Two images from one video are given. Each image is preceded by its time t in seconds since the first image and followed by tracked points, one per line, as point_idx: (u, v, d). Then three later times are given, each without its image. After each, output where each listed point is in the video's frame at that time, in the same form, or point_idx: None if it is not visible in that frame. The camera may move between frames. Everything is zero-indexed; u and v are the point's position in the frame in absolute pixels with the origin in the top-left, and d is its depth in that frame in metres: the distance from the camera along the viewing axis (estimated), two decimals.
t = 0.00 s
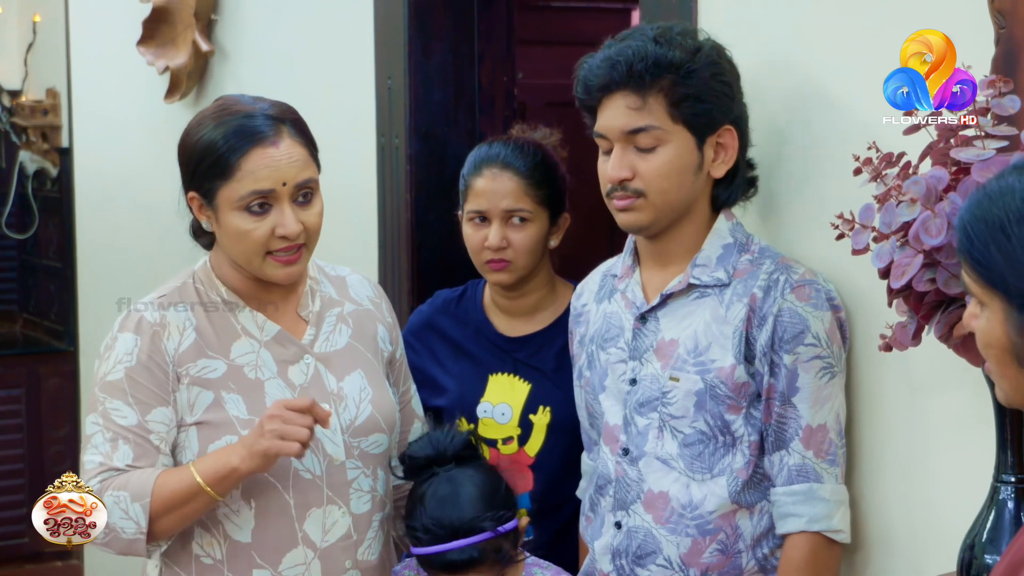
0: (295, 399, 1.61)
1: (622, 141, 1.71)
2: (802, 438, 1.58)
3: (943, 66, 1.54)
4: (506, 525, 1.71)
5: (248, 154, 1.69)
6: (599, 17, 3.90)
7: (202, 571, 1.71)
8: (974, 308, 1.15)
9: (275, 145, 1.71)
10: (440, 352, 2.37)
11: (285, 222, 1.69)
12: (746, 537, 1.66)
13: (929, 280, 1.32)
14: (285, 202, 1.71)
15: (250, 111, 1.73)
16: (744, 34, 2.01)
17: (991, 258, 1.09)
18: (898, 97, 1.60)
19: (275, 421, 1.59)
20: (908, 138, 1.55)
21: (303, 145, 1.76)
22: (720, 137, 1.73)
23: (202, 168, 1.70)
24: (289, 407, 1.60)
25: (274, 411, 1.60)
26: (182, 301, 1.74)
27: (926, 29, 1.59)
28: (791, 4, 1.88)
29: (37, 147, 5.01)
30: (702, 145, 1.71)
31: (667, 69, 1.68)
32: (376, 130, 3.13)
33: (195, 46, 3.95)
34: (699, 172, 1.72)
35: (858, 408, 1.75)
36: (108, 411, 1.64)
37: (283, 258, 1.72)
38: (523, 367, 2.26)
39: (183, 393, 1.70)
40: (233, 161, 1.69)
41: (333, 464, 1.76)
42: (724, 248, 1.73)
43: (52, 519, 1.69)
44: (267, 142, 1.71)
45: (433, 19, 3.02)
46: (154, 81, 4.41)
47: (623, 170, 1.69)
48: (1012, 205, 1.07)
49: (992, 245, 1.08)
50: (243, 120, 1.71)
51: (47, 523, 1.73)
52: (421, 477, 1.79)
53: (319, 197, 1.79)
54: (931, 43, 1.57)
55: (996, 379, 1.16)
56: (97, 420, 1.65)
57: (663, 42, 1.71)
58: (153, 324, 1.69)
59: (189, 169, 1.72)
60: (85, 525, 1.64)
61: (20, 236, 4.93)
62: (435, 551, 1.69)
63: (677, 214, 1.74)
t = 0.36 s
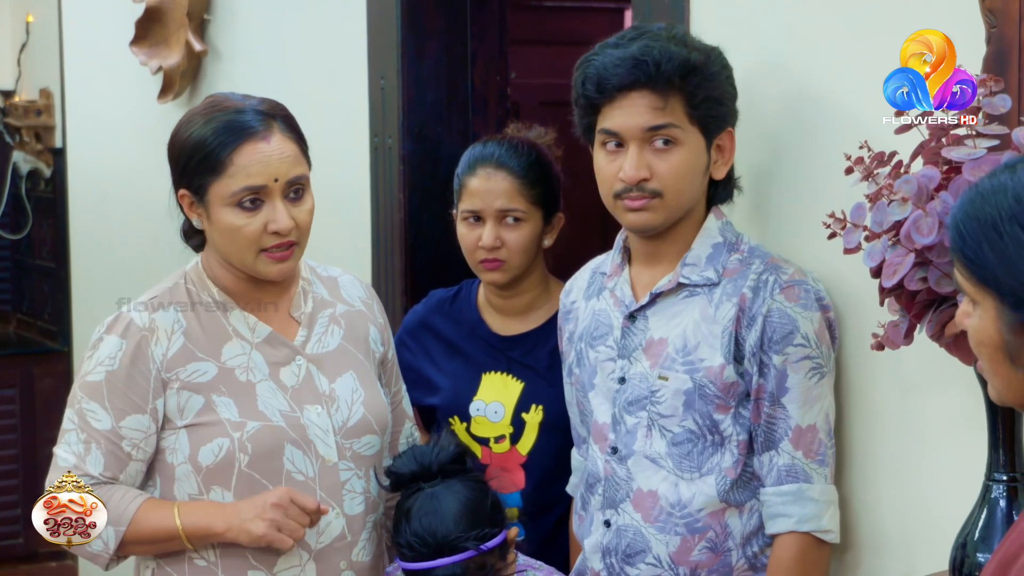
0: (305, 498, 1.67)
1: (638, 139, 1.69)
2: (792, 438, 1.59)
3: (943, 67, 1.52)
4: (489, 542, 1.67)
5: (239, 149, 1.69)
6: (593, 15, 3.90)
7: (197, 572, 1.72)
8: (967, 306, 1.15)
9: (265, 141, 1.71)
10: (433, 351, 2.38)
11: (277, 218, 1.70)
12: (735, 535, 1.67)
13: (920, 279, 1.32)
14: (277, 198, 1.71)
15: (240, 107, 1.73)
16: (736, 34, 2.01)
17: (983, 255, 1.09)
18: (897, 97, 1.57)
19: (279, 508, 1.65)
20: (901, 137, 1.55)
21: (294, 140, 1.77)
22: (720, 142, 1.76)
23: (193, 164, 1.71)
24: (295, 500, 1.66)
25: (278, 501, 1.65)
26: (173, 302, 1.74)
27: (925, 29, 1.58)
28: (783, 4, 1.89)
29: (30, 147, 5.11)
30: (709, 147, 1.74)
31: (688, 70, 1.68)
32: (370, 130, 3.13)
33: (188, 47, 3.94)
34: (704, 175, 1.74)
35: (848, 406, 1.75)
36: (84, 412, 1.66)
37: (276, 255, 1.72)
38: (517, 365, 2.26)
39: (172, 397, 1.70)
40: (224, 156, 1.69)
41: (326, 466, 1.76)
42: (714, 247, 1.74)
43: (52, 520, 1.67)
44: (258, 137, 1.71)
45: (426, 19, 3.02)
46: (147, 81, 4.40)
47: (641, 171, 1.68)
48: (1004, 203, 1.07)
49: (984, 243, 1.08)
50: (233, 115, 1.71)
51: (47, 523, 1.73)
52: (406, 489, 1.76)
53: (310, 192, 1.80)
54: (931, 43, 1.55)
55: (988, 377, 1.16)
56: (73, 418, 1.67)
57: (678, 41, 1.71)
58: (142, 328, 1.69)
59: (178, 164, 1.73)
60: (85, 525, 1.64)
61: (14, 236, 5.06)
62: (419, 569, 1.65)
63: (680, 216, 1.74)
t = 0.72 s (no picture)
0: (308, 500, 1.66)
1: (651, 138, 1.69)
2: (794, 436, 1.59)
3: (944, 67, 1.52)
4: (497, 546, 1.66)
5: (232, 147, 1.70)
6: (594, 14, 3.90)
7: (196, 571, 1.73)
8: (967, 304, 1.15)
9: (259, 137, 1.72)
10: (435, 350, 2.38)
11: (272, 214, 1.70)
12: (736, 531, 1.67)
13: (922, 277, 1.32)
14: (271, 194, 1.72)
15: (233, 104, 1.74)
16: (737, 32, 2.01)
17: (983, 252, 1.08)
18: (897, 96, 1.55)
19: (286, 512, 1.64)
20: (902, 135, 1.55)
21: (288, 136, 1.77)
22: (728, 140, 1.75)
23: (187, 162, 1.71)
24: (298, 503, 1.65)
25: (281, 504, 1.64)
26: (172, 301, 1.74)
27: (925, 29, 1.58)
28: (784, 3, 1.88)
29: (33, 146, 5.07)
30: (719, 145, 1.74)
31: (701, 68, 1.68)
32: (371, 129, 3.13)
33: (189, 46, 3.94)
34: (713, 175, 1.74)
35: (851, 402, 1.75)
36: (85, 411, 1.66)
37: (274, 251, 1.73)
38: (518, 364, 2.26)
39: (170, 396, 1.71)
40: (218, 153, 1.70)
41: (325, 464, 1.77)
42: (717, 244, 1.73)
43: (52, 520, 1.67)
44: (251, 133, 1.72)
45: (427, 18, 3.02)
46: (149, 80, 4.41)
47: (653, 169, 1.67)
48: (1005, 201, 1.07)
49: (985, 240, 1.08)
50: (227, 112, 1.72)
51: (46, 522, 1.73)
52: (422, 485, 1.77)
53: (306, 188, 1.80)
54: (931, 43, 1.55)
55: (989, 375, 1.16)
56: (74, 418, 1.67)
57: (692, 40, 1.71)
58: (141, 327, 1.69)
59: (173, 164, 1.73)
60: (85, 525, 1.65)
61: (17, 235, 5.03)
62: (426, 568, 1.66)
63: (688, 214, 1.74)
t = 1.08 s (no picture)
0: (313, 495, 1.66)
1: (653, 140, 1.70)
2: (796, 439, 1.60)
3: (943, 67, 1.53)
4: (492, 545, 1.66)
5: (232, 146, 1.70)
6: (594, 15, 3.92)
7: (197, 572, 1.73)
8: (966, 305, 1.16)
9: (259, 136, 1.72)
10: (435, 352, 2.38)
11: (273, 214, 1.70)
12: (738, 534, 1.67)
13: (920, 278, 1.33)
14: (273, 193, 1.72)
15: (233, 104, 1.75)
16: (736, 34, 2.01)
17: (983, 253, 1.09)
18: (897, 96, 1.57)
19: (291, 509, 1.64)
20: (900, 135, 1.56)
21: (288, 135, 1.77)
22: (731, 145, 1.76)
23: (188, 163, 1.72)
24: (303, 498, 1.65)
25: (286, 501, 1.64)
26: (174, 301, 1.74)
27: (924, 30, 1.58)
28: (783, 4, 1.89)
29: (32, 147, 5.06)
30: (721, 149, 1.74)
31: (704, 71, 1.68)
32: (371, 131, 3.14)
33: (188, 47, 3.95)
34: (715, 177, 1.74)
35: (852, 404, 1.75)
36: (87, 412, 1.67)
37: (275, 251, 1.73)
38: (517, 366, 2.26)
39: (173, 396, 1.71)
40: (219, 153, 1.70)
41: (326, 465, 1.77)
42: (720, 246, 1.74)
43: (52, 520, 1.67)
44: (251, 133, 1.72)
45: (427, 19, 3.03)
46: (148, 82, 4.41)
47: (653, 171, 1.68)
48: (1004, 202, 1.07)
49: (984, 241, 1.09)
50: (227, 112, 1.73)
51: (46, 523, 1.73)
52: (430, 478, 1.77)
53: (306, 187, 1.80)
54: (931, 43, 1.55)
55: (988, 375, 1.16)
56: (76, 419, 1.68)
57: (696, 43, 1.71)
58: (143, 327, 1.70)
59: (174, 165, 1.74)
60: (85, 525, 1.65)
61: (17, 236, 4.99)
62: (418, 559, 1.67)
63: (689, 216, 1.74)
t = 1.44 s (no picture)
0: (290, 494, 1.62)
1: (654, 139, 1.70)
2: (799, 441, 1.60)
3: (943, 67, 1.52)
4: (491, 535, 1.67)
5: (227, 143, 1.70)
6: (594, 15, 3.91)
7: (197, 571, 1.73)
8: (964, 304, 1.16)
9: (254, 133, 1.72)
10: (435, 351, 2.38)
11: (270, 210, 1.70)
12: (740, 535, 1.68)
13: (920, 277, 1.33)
14: (269, 189, 1.72)
15: (229, 102, 1.75)
16: (736, 34, 2.01)
17: (981, 252, 1.09)
18: (898, 96, 1.56)
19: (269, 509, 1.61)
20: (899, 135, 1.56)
21: (284, 131, 1.77)
22: (734, 146, 1.77)
23: (184, 161, 1.72)
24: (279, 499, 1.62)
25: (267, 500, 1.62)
26: (175, 300, 1.74)
27: (924, 30, 1.58)
28: (783, 5, 1.89)
29: (31, 147, 5.07)
30: (723, 150, 1.74)
31: (705, 70, 1.68)
32: (370, 130, 3.14)
33: (188, 47, 3.95)
34: (716, 177, 1.75)
35: (851, 406, 1.76)
36: (90, 410, 1.67)
37: (272, 250, 1.73)
38: (517, 365, 2.27)
39: (174, 394, 1.71)
40: (213, 150, 1.70)
41: (327, 464, 1.77)
42: (720, 248, 1.74)
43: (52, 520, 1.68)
44: (245, 130, 1.72)
45: (426, 18, 3.02)
46: (148, 81, 4.41)
47: (653, 170, 1.68)
48: (1002, 201, 1.08)
49: (983, 240, 1.09)
50: (223, 110, 1.73)
51: (46, 522, 1.73)
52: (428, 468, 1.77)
53: (304, 183, 1.80)
54: (931, 43, 1.55)
55: (985, 373, 1.16)
56: (78, 417, 1.68)
57: (698, 42, 1.71)
58: (145, 325, 1.70)
59: (172, 164, 1.74)
60: (85, 525, 1.65)
61: (16, 236, 4.99)
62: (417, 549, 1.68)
63: (690, 216, 1.75)
